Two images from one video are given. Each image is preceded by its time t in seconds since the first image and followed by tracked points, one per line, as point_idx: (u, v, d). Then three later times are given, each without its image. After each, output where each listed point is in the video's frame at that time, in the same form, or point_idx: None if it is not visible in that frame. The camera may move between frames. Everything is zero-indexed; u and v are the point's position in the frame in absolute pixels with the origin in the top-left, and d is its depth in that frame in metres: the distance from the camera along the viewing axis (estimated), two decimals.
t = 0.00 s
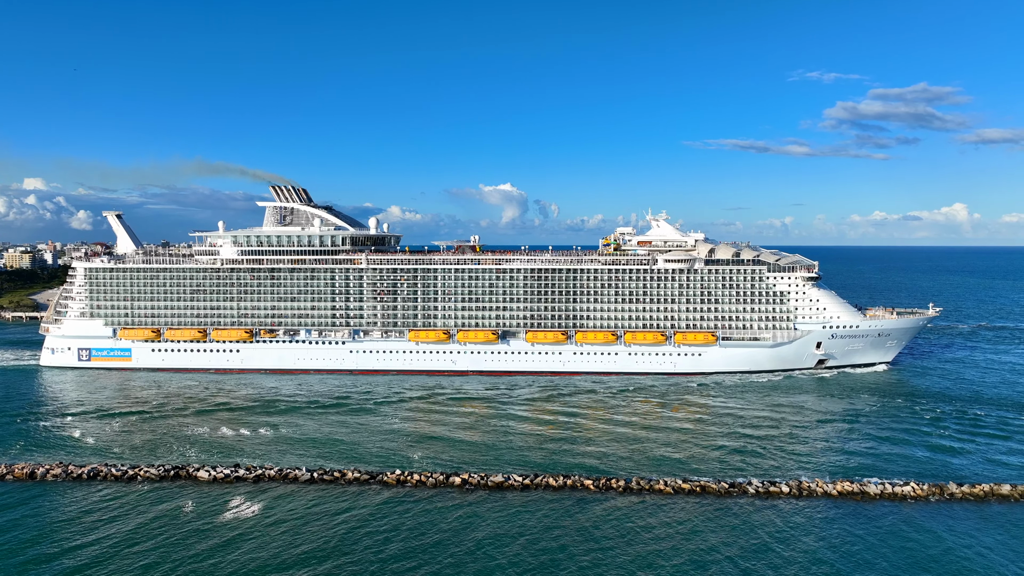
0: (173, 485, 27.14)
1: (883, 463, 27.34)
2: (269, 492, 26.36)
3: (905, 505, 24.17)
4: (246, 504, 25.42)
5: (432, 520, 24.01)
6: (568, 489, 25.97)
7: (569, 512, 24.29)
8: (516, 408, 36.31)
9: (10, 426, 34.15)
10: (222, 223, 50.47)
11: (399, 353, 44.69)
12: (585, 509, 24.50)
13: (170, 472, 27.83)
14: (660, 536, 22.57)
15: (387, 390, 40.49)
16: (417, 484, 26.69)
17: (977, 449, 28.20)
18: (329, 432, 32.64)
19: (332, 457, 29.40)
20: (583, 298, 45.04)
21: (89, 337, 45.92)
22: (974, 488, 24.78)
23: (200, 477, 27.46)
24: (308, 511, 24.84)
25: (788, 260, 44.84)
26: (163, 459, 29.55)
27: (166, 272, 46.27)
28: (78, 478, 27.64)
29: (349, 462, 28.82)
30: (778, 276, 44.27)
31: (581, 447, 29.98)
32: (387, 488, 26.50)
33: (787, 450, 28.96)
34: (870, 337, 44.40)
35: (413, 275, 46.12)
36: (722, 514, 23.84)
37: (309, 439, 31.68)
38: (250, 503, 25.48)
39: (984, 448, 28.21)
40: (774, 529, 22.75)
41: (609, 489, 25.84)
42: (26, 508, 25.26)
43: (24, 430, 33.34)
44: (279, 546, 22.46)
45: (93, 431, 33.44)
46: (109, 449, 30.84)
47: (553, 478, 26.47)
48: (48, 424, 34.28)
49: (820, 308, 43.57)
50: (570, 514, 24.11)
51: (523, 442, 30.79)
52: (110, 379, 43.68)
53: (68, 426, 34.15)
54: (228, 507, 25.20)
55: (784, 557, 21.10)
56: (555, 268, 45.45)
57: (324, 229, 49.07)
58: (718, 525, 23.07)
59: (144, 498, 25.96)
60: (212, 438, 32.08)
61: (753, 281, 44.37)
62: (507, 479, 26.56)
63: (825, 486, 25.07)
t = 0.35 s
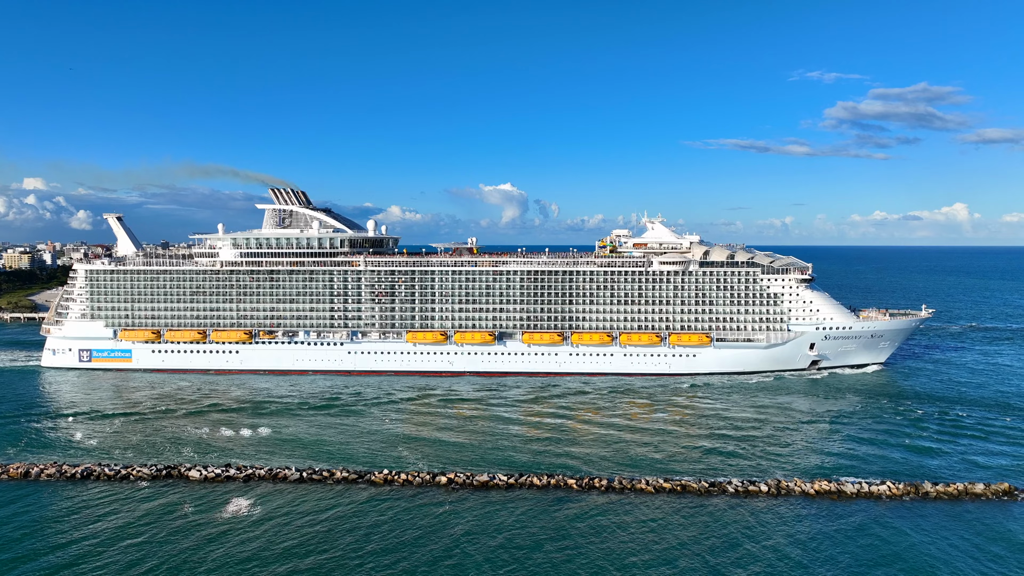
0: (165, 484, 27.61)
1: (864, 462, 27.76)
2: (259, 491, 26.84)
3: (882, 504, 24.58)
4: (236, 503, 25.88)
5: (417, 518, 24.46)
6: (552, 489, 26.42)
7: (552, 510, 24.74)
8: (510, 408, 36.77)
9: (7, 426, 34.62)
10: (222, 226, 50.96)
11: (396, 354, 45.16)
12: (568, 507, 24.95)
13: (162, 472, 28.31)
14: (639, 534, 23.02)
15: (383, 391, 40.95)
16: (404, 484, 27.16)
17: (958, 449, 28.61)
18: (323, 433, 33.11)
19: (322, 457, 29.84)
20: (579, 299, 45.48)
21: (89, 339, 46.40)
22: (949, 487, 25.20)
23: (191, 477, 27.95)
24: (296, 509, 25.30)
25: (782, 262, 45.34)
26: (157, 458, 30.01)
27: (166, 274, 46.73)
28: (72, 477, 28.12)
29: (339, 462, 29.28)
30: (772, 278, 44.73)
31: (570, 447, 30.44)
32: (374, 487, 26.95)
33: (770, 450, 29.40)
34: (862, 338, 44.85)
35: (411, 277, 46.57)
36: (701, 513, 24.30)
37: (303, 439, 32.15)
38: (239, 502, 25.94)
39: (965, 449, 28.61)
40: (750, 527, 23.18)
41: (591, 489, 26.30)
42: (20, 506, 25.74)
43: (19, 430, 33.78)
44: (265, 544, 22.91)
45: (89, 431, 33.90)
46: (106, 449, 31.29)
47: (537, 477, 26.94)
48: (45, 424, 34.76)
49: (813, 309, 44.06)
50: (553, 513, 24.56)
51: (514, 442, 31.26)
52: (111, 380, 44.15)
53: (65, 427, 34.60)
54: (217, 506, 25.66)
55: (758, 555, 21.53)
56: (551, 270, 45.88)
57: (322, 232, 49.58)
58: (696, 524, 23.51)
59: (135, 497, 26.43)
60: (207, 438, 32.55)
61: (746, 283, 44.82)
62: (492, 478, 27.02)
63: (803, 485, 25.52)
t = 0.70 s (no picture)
0: (156, 484, 28.09)
1: (844, 462, 28.25)
2: (250, 491, 27.32)
3: (858, 503, 25.08)
4: (225, 502, 26.37)
5: (402, 518, 24.93)
6: (536, 489, 26.91)
7: (536, 509, 25.22)
8: (505, 409, 37.24)
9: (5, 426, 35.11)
10: (221, 228, 51.45)
11: (394, 356, 45.65)
12: (552, 507, 25.43)
13: (154, 472, 28.81)
14: (619, 532, 23.49)
15: (380, 392, 41.41)
16: (392, 483, 27.65)
17: (939, 450, 29.10)
18: (318, 434, 33.56)
19: (313, 457, 30.31)
20: (574, 301, 45.98)
21: (90, 340, 46.87)
22: (925, 486, 25.69)
23: (182, 477, 28.44)
24: (285, 508, 25.78)
25: (776, 264, 45.82)
26: (151, 459, 30.49)
27: (166, 276, 47.18)
28: (66, 477, 28.61)
29: (329, 462, 29.77)
30: (765, 280, 45.19)
31: (560, 448, 30.91)
32: (362, 487, 27.43)
33: (754, 451, 29.89)
34: (855, 340, 45.33)
35: (408, 279, 47.04)
36: (682, 512, 24.79)
37: (298, 440, 32.63)
38: (229, 501, 26.42)
39: (945, 449, 29.10)
40: (728, 527, 23.66)
41: (575, 488, 26.79)
42: (15, 505, 26.23)
43: (15, 431, 34.26)
44: (253, 542, 23.38)
45: (85, 432, 34.38)
46: (103, 450, 31.77)
47: (522, 478, 27.43)
48: (40, 425, 35.23)
49: (806, 311, 44.58)
50: (536, 512, 25.06)
51: (506, 443, 31.73)
52: (111, 381, 44.60)
53: (62, 427, 35.06)
54: (207, 505, 26.14)
55: (734, 553, 22.00)
56: (547, 272, 46.35)
57: (321, 234, 50.09)
58: (675, 523, 23.98)
59: (126, 497, 26.91)
60: (203, 439, 33.03)
61: (741, 285, 45.30)
62: (478, 478, 27.51)
63: (781, 485, 26.00)
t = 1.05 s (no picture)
0: (149, 484, 28.60)
1: (827, 463, 28.71)
2: (240, 491, 27.79)
3: (835, 502, 25.56)
4: (215, 503, 26.84)
5: (390, 517, 25.43)
6: (521, 489, 27.41)
7: (520, 510, 25.69)
8: (499, 411, 37.72)
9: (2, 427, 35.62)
10: (221, 231, 51.91)
11: (392, 357, 46.19)
12: (536, 506, 25.92)
13: (147, 472, 29.33)
14: (601, 532, 23.98)
15: (377, 393, 41.90)
16: (380, 484, 28.14)
17: (919, 450, 29.60)
18: (313, 435, 34.06)
19: (304, 458, 30.80)
20: (570, 304, 46.46)
21: (91, 342, 47.36)
22: (902, 487, 26.17)
23: (174, 477, 28.95)
24: (274, 508, 26.26)
25: (770, 267, 46.32)
26: (145, 460, 30.99)
27: (166, 278, 47.67)
28: (60, 477, 29.13)
29: (320, 463, 30.25)
30: (759, 283, 45.66)
31: (550, 449, 31.39)
32: (351, 487, 27.92)
33: (738, 452, 30.38)
34: (848, 342, 45.81)
35: (406, 282, 47.53)
36: (663, 512, 25.25)
37: (292, 441, 33.10)
38: (219, 502, 26.90)
39: (925, 450, 29.59)
40: (706, 526, 24.14)
41: (559, 488, 27.28)
42: (9, 505, 26.72)
43: (11, 432, 34.74)
44: (241, 542, 23.87)
45: (81, 433, 34.85)
46: (101, 450, 32.26)
47: (508, 478, 27.94)
48: (36, 426, 35.71)
49: (799, 313, 45.07)
50: (521, 512, 25.53)
51: (498, 444, 32.23)
52: (112, 383, 45.06)
53: (59, 428, 35.55)
54: (198, 505, 26.63)
55: (712, 552, 22.47)
56: (543, 275, 46.81)
57: (320, 237, 50.59)
58: (656, 522, 24.45)
59: (119, 497, 27.40)
60: (198, 440, 33.50)
61: (735, 288, 45.77)
62: (464, 479, 28.01)
63: (761, 485, 26.47)
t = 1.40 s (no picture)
0: (142, 485, 29.08)
1: (810, 465, 29.19)
2: (231, 492, 28.27)
3: (813, 502, 26.07)
4: (206, 503, 27.32)
5: (378, 517, 25.92)
6: (507, 489, 27.89)
7: (505, 510, 26.19)
8: (493, 412, 38.18)
9: None
10: (221, 234, 52.38)
11: (390, 359, 46.74)
12: (521, 507, 26.40)
13: (140, 473, 29.82)
14: (584, 532, 24.46)
15: (374, 395, 42.39)
16: (368, 484, 28.62)
17: (900, 452, 30.12)
18: (308, 436, 34.54)
19: (295, 459, 31.26)
20: (565, 306, 46.92)
21: (91, 344, 47.84)
22: (879, 487, 26.68)
23: (166, 478, 29.44)
24: (263, 509, 26.73)
25: (763, 270, 46.82)
26: (139, 461, 31.48)
27: (166, 281, 48.13)
28: (54, 478, 29.60)
29: (311, 464, 30.71)
30: (753, 286, 46.14)
31: (540, 450, 31.87)
32: (340, 488, 28.41)
33: (722, 452, 30.89)
34: (841, 344, 46.31)
35: (404, 284, 48.01)
36: (646, 512, 25.74)
37: (286, 442, 33.57)
38: (210, 502, 27.38)
39: (906, 451, 30.10)
40: (685, 526, 24.65)
41: (544, 489, 27.76)
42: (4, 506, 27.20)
43: (7, 433, 35.20)
44: (230, 542, 24.34)
45: (77, 434, 35.31)
46: (98, 452, 32.72)
47: (494, 479, 28.43)
48: (31, 427, 36.18)
49: (792, 316, 45.55)
50: (506, 512, 26.02)
51: (490, 445, 32.71)
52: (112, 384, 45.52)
53: (56, 430, 36.01)
54: (189, 506, 27.09)
55: (691, 552, 22.95)
56: (539, 277, 47.29)
57: (318, 240, 51.07)
58: (638, 523, 24.93)
59: (111, 498, 27.88)
60: (194, 441, 33.97)
61: (729, 290, 46.23)
62: (451, 479, 28.51)
63: (742, 486, 26.96)
